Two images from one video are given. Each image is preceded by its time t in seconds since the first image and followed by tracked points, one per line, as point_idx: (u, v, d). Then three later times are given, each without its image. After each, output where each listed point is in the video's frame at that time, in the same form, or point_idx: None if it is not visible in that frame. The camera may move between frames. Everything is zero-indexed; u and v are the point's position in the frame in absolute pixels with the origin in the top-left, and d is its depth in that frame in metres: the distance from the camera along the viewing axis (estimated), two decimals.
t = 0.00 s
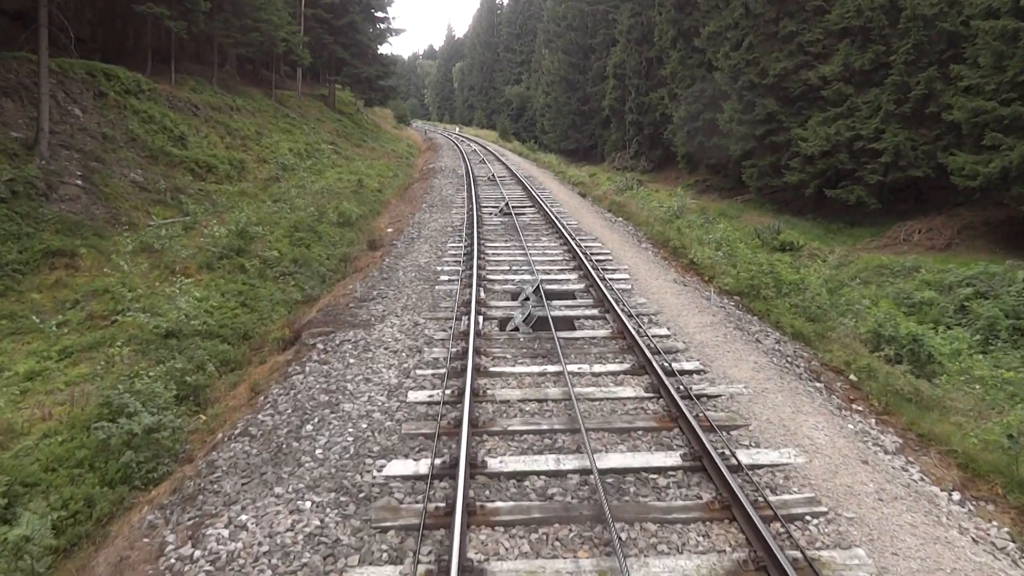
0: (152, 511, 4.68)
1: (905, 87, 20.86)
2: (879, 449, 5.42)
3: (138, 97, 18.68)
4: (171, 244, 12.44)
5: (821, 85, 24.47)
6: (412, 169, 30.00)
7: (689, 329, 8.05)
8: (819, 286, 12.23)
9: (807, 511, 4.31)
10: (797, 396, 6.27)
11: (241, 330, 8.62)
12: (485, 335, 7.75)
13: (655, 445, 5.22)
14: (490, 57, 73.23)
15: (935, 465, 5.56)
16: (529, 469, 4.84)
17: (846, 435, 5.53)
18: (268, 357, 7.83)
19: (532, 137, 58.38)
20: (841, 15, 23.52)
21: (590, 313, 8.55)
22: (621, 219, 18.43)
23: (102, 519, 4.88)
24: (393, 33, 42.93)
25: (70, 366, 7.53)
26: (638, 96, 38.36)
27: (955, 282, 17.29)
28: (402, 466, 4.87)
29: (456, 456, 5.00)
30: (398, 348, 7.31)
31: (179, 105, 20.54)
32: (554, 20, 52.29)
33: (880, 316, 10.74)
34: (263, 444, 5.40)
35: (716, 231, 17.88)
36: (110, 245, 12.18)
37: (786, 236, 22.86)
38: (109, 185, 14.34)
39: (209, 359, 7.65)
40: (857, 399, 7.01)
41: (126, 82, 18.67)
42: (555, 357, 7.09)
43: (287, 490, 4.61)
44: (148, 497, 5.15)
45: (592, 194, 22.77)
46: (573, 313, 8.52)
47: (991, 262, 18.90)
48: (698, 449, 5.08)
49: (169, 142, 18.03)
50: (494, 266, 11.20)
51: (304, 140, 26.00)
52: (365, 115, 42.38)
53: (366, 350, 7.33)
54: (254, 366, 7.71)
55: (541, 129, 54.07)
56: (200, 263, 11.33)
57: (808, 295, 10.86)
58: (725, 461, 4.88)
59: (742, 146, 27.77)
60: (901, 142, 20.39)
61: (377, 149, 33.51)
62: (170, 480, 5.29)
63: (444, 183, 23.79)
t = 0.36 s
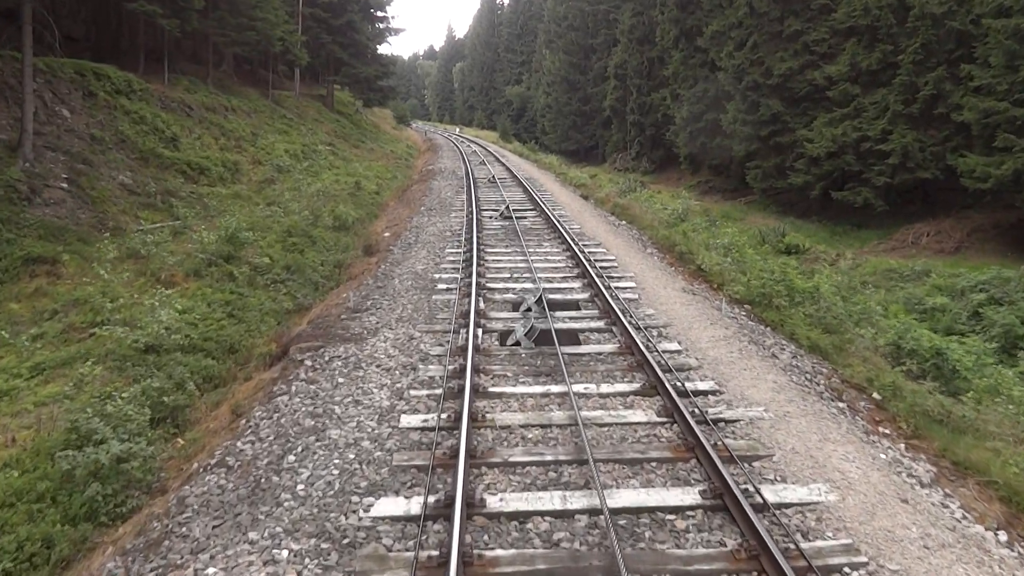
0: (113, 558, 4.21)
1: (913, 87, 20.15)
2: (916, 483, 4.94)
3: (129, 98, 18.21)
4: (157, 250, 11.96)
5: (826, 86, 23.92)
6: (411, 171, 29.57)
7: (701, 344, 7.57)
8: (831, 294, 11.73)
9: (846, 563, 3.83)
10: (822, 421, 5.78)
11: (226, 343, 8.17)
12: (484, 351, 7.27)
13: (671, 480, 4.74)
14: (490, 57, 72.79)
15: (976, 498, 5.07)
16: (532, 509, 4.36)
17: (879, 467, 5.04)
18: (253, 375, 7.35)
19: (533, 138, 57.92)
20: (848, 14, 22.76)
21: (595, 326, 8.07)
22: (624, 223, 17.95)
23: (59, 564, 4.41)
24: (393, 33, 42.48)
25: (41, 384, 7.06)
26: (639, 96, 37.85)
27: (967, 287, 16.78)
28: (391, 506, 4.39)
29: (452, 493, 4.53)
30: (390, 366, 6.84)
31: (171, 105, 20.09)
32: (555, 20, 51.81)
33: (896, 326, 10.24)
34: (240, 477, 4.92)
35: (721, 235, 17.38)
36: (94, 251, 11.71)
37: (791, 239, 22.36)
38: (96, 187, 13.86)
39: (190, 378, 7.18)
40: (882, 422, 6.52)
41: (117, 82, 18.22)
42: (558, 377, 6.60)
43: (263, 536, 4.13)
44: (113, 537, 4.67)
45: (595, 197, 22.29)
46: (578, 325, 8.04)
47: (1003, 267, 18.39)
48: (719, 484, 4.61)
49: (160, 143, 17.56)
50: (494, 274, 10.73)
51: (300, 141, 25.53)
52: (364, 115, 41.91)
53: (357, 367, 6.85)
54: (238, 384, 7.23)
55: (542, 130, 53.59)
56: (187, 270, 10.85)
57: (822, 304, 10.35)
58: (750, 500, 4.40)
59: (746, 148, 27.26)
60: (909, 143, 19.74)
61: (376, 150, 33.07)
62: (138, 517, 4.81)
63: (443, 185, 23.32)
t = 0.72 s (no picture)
0: None
1: (921, 86, 19.60)
2: (962, 524, 4.44)
3: (118, 97, 17.72)
4: (143, 256, 11.48)
5: (832, 85, 23.37)
6: (410, 172, 29.12)
7: (715, 360, 7.09)
8: (846, 301, 11.19)
9: None
10: (851, 450, 5.31)
11: (208, 357, 7.72)
12: (483, 368, 6.79)
13: (691, 521, 4.27)
14: (491, 57, 72.31)
15: None
16: (536, 557, 3.88)
17: (918, 506, 4.56)
18: (237, 393, 6.87)
19: (534, 138, 57.47)
20: (853, 11, 22.01)
21: (601, 339, 7.60)
22: (628, 225, 17.48)
23: None
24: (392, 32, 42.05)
25: (7, 404, 6.58)
26: (641, 96, 37.35)
27: (979, 291, 16.27)
28: (378, 553, 3.92)
29: (446, 538, 4.06)
30: (382, 385, 6.36)
31: (163, 105, 19.61)
32: (556, 19, 51.31)
33: (916, 336, 9.73)
34: (212, 516, 4.45)
35: (727, 238, 16.88)
36: (77, 256, 11.22)
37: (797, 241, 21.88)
38: (81, 190, 13.37)
39: (168, 397, 6.72)
40: (914, 446, 6.02)
41: (107, 81, 17.74)
42: (563, 397, 6.13)
43: None
44: None
45: (597, 198, 21.83)
46: (583, 339, 7.57)
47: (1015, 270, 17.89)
48: (745, 527, 4.14)
49: (151, 144, 17.09)
50: (494, 281, 10.26)
51: (297, 141, 25.06)
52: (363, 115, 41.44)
53: (347, 386, 6.37)
54: (221, 404, 6.74)
55: (542, 129, 53.10)
56: (173, 278, 10.38)
57: (837, 313, 9.84)
58: (780, 546, 3.92)
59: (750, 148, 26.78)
60: (917, 143, 19.18)
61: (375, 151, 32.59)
62: (99, 562, 4.33)
63: (442, 186, 22.84)
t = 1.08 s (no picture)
0: None
1: (930, 87, 19.02)
2: None
3: (108, 98, 17.23)
4: (127, 264, 10.99)
5: (838, 86, 22.82)
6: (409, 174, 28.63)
7: (733, 380, 6.60)
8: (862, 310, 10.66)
9: None
10: (888, 486, 4.81)
11: (190, 374, 7.24)
12: (481, 388, 6.30)
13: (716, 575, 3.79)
14: (491, 58, 71.79)
15: None
16: None
17: (969, 556, 4.09)
18: (218, 416, 6.37)
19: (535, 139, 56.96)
20: (859, 10, 21.41)
21: (609, 355, 7.11)
22: (632, 229, 16.98)
23: None
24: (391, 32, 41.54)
25: None
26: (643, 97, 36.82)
27: (993, 296, 15.74)
28: None
29: None
30: (373, 409, 5.87)
31: (155, 106, 19.11)
32: (556, 19, 50.80)
33: (937, 349, 9.21)
34: (178, 568, 3.97)
35: (733, 242, 16.37)
36: (57, 263, 10.72)
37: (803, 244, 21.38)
38: (65, 193, 12.86)
39: (143, 420, 6.24)
40: (952, 477, 5.51)
41: (96, 81, 17.24)
42: (569, 423, 5.64)
43: None
44: None
45: (599, 201, 21.34)
46: (590, 356, 7.08)
47: None
48: None
49: (141, 146, 16.60)
50: (495, 290, 9.77)
51: (293, 142, 24.58)
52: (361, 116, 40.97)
53: (335, 410, 5.89)
54: (200, 428, 6.25)
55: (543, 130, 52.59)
56: (158, 287, 9.89)
57: (854, 325, 9.32)
58: None
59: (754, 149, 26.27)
60: (926, 145, 18.60)
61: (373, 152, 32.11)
62: None
63: (441, 189, 22.36)
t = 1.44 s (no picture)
0: None
1: (939, 86, 18.42)
2: None
3: (98, 97, 16.77)
4: (110, 271, 10.52)
5: (845, 86, 22.27)
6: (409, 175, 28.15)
7: (753, 403, 6.11)
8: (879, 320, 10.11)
9: None
10: (932, 529, 4.32)
11: (169, 393, 6.77)
12: (480, 411, 5.81)
13: None
14: (492, 57, 71.31)
15: None
16: None
17: None
18: (196, 441, 5.88)
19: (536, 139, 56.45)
20: (867, 8, 20.83)
21: (617, 373, 6.61)
22: (637, 233, 16.47)
23: None
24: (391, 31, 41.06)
25: None
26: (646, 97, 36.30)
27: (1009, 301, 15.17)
28: None
29: None
30: (362, 436, 5.38)
31: (147, 106, 18.64)
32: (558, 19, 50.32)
33: (963, 363, 8.67)
34: None
35: (740, 246, 15.85)
36: (37, 269, 10.25)
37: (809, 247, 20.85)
38: (49, 196, 12.39)
39: (113, 446, 5.77)
40: (997, 510, 4.98)
41: (86, 80, 16.79)
42: (576, 452, 5.14)
43: None
44: None
45: (602, 203, 20.85)
46: (597, 374, 6.58)
47: None
48: None
49: (131, 147, 16.13)
50: (495, 299, 9.28)
51: (289, 143, 24.09)
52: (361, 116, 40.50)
53: (321, 438, 5.40)
54: (177, 454, 5.76)
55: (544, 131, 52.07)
56: (140, 296, 9.42)
57: (873, 337, 8.78)
58: None
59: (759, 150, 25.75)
60: (936, 145, 18.01)
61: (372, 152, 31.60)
62: None
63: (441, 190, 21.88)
